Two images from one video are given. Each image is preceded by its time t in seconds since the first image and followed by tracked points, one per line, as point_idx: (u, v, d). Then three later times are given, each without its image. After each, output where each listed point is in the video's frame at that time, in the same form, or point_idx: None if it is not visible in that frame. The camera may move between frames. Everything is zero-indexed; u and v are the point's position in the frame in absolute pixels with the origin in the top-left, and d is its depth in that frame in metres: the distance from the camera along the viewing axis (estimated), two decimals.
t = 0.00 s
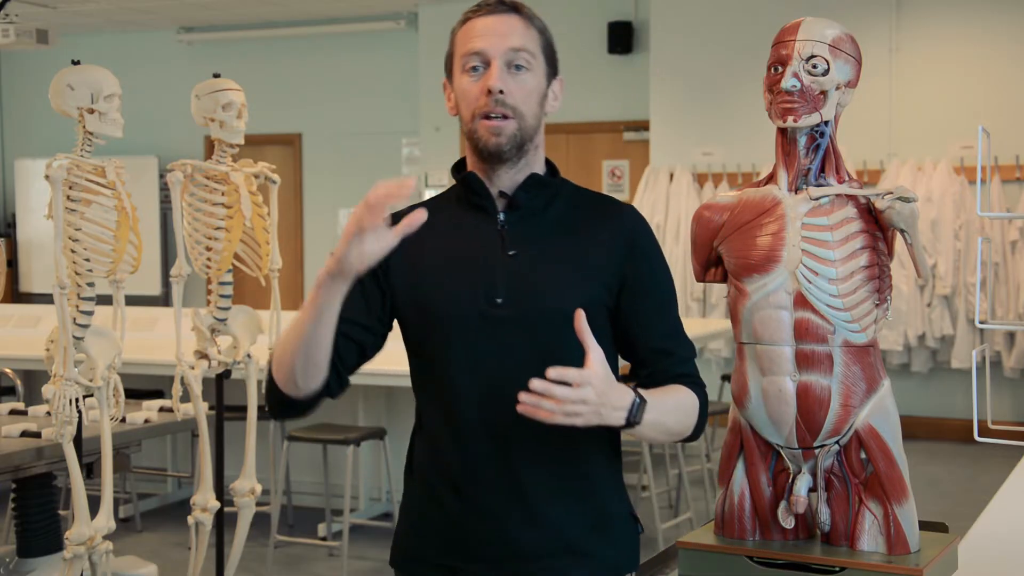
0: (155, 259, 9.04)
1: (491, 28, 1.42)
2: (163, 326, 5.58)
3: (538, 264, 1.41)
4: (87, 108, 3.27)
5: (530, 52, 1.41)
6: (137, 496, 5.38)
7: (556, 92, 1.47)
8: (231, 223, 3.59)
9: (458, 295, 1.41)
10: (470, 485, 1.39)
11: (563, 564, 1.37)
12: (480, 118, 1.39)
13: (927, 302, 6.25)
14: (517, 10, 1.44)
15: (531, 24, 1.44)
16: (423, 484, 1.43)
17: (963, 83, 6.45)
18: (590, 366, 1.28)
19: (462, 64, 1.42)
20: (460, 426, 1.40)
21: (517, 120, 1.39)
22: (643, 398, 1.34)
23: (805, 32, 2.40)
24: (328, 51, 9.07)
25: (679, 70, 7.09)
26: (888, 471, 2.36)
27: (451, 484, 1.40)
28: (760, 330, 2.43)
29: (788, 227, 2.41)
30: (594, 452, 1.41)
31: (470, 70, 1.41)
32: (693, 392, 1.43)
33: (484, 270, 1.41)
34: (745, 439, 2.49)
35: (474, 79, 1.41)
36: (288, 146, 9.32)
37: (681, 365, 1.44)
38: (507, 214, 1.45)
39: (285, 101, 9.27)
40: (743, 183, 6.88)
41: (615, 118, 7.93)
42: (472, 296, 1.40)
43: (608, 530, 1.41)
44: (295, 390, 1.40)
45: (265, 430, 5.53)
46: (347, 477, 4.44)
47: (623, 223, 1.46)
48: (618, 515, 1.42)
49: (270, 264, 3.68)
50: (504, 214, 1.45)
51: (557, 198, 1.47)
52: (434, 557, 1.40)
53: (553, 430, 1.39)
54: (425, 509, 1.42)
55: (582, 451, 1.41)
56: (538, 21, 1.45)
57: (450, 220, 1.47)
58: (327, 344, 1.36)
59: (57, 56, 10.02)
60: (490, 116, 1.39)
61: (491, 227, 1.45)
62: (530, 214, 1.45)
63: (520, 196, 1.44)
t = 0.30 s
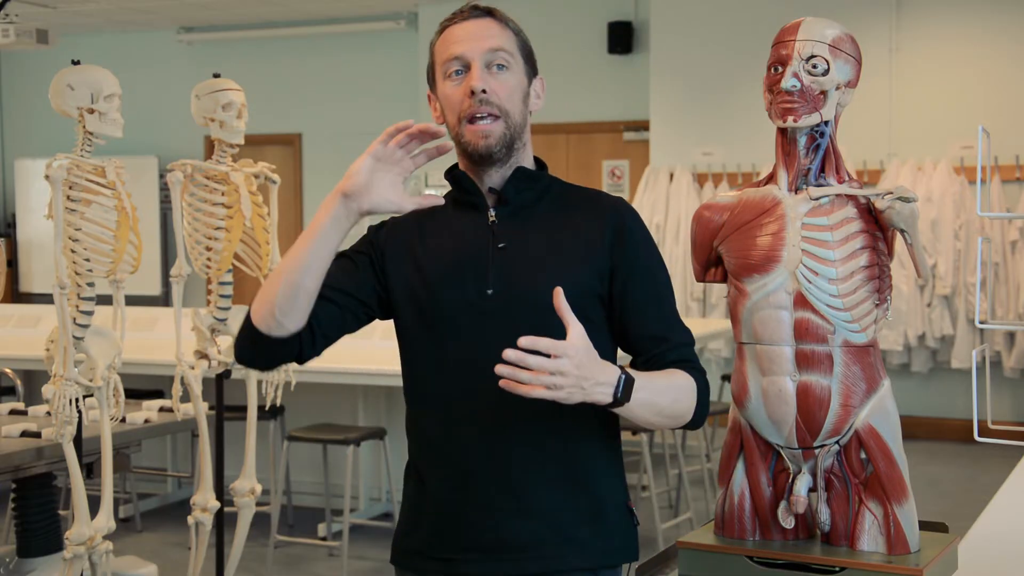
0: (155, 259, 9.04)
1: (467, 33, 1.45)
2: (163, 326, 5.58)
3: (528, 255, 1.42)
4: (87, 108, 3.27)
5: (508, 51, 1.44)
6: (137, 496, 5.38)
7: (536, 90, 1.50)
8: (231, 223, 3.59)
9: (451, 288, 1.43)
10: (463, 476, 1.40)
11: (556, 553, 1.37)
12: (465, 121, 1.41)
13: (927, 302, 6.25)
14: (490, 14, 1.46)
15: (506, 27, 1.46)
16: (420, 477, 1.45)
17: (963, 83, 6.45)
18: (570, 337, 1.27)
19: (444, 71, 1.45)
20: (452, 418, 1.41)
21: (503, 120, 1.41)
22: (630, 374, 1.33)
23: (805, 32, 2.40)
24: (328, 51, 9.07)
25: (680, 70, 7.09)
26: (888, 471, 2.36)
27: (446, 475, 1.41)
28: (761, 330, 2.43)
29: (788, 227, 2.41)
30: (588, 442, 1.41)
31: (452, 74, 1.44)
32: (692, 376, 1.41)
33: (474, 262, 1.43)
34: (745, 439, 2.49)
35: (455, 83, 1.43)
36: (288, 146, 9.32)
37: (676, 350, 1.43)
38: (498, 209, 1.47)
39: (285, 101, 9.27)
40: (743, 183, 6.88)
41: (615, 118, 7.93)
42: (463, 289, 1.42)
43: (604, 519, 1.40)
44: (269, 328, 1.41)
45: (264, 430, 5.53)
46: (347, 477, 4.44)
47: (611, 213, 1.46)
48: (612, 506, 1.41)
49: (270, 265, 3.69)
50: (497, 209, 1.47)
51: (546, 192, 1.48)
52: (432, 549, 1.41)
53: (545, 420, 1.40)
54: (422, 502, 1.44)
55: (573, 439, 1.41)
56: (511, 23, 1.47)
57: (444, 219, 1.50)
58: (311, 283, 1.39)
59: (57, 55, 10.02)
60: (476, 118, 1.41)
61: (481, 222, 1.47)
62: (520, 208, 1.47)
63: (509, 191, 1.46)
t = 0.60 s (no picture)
0: (155, 259, 9.05)
1: (484, 32, 1.44)
2: (163, 326, 5.58)
3: (530, 255, 1.43)
4: (87, 108, 3.27)
5: (523, 57, 1.44)
6: (137, 496, 5.38)
7: (545, 95, 1.51)
8: (231, 223, 3.59)
9: (452, 287, 1.43)
10: (462, 475, 1.40)
11: (556, 552, 1.37)
12: (472, 120, 1.42)
13: (927, 302, 6.25)
14: (510, 17, 1.46)
15: (524, 31, 1.46)
16: (417, 477, 1.45)
17: (963, 83, 6.45)
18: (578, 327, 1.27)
19: (456, 68, 1.44)
20: (452, 416, 1.41)
21: (511, 122, 1.42)
22: (639, 369, 1.33)
23: (805, 32, 2.40)
24: (328, 51, 9.06)
25: (679, 70, 7.09)
26: (888, 471, 2.36)
27: (445, 475, 1.41)
28: (761, 330, 2.43)
29: (788, 227, 2.41)
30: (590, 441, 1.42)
31: (465, 74, 1.43)
32: (700, 372, 1.42)
33: (475, 261, 1.43)
34: (745, 439, 2.49)
35: (468, 82, 1.43)
36: (288, 146, 9.32)
37: (682, 349, 1.43)
38: (499, 209, 1.47)
39: (285, 101, 9.27)
40: (743, 183, 6.88)
41: (615, 118, 7.93)
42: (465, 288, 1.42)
43: (605, 517, 1.40)
44: (257, 294, 1.42)
45: (264, 430, 5.53)
46: (347, 477, 4.44)
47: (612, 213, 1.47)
48: (613, 505, 1.41)
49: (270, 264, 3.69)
50: (498, 208, 1.47)
51: (547, 193, 1.48)
52: (428, 549, 1.41)
53: (549, 418, 1.40)
54: (419, 502, 1.44)
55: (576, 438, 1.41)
56: (528, 27, 1.47)
57: (444, 218, 1.50)
58: (306, 255, 1.40)
59: (57, 55, 10.02)
60: (483, 118, 1.42)
61: (483, 221, 1.47)
62: (522, 208, 1.47)
63: (511, 191, 1.46)
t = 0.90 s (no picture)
0: (155, 259, 9.05)
1: (532, 34, 1.40)
2: (163, 326, 5.59)
3: (563, 270, 1.39)
4: (87, 108, 3.27)
5: (568, 65, 1.40)
6: (137, 496, 5.38)
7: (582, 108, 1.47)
8: (231, 223, 3.59)
9: (482, 299, 1.37)
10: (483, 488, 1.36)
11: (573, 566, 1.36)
12: (508, 121, 1.37)
13: (927, 302, 6.25)
14: (561, 22, 1.42)
15: (573, 38, 1.43)
16: (424, 485, 1.40)
17: (963, 83, 6.45)
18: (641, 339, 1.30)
19: (498, 63, 1.40)
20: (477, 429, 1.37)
21: (544, 130, 1.38)
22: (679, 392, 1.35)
23: (805, 32, 2.40)
24: (328, 51, 9.06)
25: (679, 70, 7.09)
26: (888, 471, 2.36)
27: (462, 488, 1.37)
28: (761, 329, 2.43)
29: (788, 227, 2.41)
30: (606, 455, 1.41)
31: (508, 71, 1.39)
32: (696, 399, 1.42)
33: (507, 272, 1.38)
34: (745, 439, 2.49)
35: (509, 80, 1.38)
36: (288, 146, 9.32)
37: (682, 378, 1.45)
38: (526, 218, 1.43)
39: (285, 101, 9.27)
40: (743, 183, 6.88)
41: (614, 118, 7.93)
42: (498, 300, 1.37)
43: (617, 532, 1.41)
44: (339, 428, 1.36)
45: (264, 430, 5.54)
46: (347, 477, 4.44)
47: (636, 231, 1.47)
48: (625, 519, 1.43)
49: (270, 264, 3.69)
50: (525, 218, 1.43)
51: (573, 204, 1.45)
52: (438, 560, 1.37)
53: (576, 434, 1.38)
54: (429, 513, 1.39)
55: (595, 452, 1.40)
56: (576, 35, 1.44)
57: (463, 221, 1.43)
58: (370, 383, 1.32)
59: (57, 56, 10.03)
60: (519, 122, 1.37)
61: (510, 231, 1.42)
62: (549, 218, 1.43)
63: (542, 203, 1.43)
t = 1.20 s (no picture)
0: (155, 259, 9.05)
1: (547, 41, 1.37)
2: (163, 326, 5.58)
3: (586, 281, 1.41)
4: (87, 108, 3.27)
5: (586, 73, 1.37)
6: (137, 496, 5.38)
7: (601, 105, 1.45)
8: (231, 223, 3.59)
9: (509, 310, 1.37)
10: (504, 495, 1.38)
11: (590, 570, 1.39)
12: (526, 137, 1.37)
13: (927, 302, 6.25)
14: (576, 23, 1.38)
15: (589, 39, 1.39)
16: (439, 488, 1.42)
17: (962, 83, 6.45)
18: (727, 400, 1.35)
19: (513, 75, 1.37)
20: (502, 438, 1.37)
21: (563, 143, 1.37)
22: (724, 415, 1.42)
23: (805, 32, 2.40)
24: (328, 51, 9.06)
25: (679, 70, 7.09)
26: (888, 471, 2.36)
27: (482, 494, 1.39)
28: (761, 330, 2.43)
29: (788, 227, 2.41)
30: (620, 460, 1.45)
31: (523, 84, 1.36)
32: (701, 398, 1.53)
33: (532, 284, 1.38)
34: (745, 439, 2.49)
35: (525, 93, 1.36)
36: (288, 146, 9.33)
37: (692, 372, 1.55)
38: (547, 224, 1.42)
39: (285, 102, 9.27)
40: (743, 183, 6.89)
41: (614, 118, 7.93)
42: (521, 314, 1.37)
43: (629, 533, 1.45)
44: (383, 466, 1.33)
45: (265, 430, 5.53)
46: (347, 477, 4.43)
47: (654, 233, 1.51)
48: (634, 521, 1.47)
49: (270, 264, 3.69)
50: (546, 225, 1.42)
51: (591, 209, 1.46)
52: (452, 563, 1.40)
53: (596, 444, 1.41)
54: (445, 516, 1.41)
55: (612, 457, 1.43)
56: (594, 34, 1.40)
57: (483, 225, 1.42)
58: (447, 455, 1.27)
59: (57, 56, 10.02)
60: (537, 137, 1.36)
61: (532, 239, 1.41)
62: (568, 225, 1.43)
63: (564, 208, 1.42)
